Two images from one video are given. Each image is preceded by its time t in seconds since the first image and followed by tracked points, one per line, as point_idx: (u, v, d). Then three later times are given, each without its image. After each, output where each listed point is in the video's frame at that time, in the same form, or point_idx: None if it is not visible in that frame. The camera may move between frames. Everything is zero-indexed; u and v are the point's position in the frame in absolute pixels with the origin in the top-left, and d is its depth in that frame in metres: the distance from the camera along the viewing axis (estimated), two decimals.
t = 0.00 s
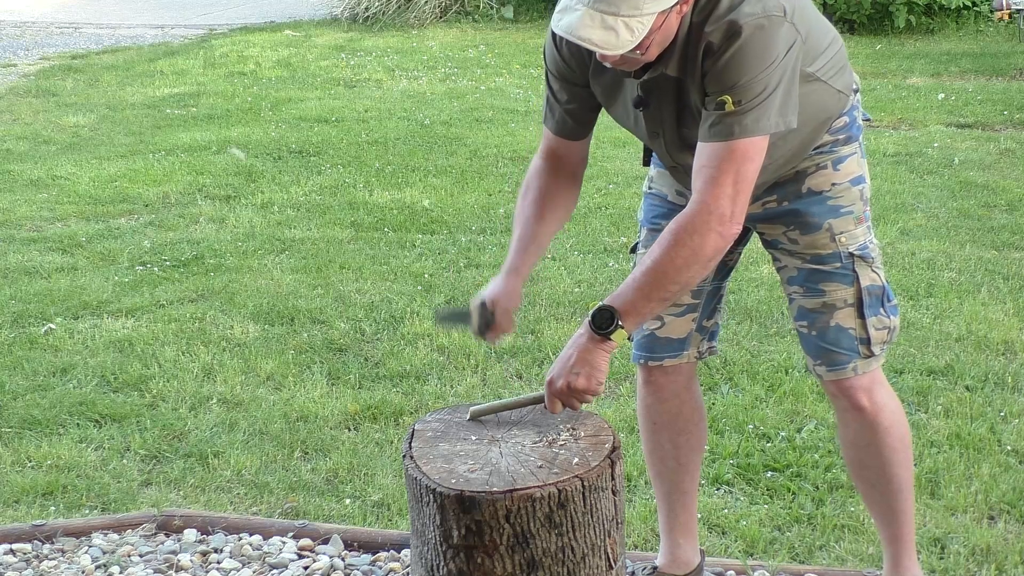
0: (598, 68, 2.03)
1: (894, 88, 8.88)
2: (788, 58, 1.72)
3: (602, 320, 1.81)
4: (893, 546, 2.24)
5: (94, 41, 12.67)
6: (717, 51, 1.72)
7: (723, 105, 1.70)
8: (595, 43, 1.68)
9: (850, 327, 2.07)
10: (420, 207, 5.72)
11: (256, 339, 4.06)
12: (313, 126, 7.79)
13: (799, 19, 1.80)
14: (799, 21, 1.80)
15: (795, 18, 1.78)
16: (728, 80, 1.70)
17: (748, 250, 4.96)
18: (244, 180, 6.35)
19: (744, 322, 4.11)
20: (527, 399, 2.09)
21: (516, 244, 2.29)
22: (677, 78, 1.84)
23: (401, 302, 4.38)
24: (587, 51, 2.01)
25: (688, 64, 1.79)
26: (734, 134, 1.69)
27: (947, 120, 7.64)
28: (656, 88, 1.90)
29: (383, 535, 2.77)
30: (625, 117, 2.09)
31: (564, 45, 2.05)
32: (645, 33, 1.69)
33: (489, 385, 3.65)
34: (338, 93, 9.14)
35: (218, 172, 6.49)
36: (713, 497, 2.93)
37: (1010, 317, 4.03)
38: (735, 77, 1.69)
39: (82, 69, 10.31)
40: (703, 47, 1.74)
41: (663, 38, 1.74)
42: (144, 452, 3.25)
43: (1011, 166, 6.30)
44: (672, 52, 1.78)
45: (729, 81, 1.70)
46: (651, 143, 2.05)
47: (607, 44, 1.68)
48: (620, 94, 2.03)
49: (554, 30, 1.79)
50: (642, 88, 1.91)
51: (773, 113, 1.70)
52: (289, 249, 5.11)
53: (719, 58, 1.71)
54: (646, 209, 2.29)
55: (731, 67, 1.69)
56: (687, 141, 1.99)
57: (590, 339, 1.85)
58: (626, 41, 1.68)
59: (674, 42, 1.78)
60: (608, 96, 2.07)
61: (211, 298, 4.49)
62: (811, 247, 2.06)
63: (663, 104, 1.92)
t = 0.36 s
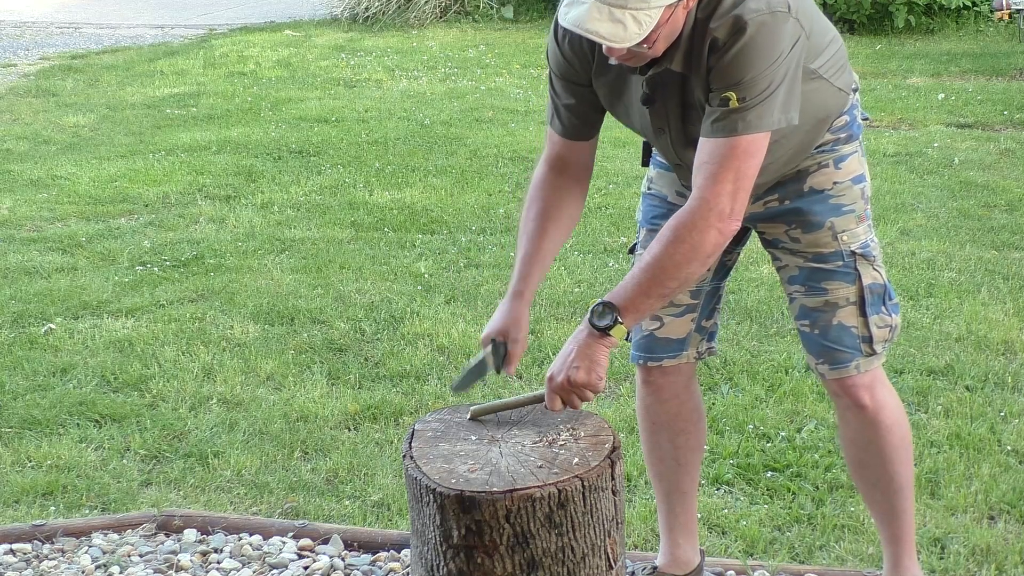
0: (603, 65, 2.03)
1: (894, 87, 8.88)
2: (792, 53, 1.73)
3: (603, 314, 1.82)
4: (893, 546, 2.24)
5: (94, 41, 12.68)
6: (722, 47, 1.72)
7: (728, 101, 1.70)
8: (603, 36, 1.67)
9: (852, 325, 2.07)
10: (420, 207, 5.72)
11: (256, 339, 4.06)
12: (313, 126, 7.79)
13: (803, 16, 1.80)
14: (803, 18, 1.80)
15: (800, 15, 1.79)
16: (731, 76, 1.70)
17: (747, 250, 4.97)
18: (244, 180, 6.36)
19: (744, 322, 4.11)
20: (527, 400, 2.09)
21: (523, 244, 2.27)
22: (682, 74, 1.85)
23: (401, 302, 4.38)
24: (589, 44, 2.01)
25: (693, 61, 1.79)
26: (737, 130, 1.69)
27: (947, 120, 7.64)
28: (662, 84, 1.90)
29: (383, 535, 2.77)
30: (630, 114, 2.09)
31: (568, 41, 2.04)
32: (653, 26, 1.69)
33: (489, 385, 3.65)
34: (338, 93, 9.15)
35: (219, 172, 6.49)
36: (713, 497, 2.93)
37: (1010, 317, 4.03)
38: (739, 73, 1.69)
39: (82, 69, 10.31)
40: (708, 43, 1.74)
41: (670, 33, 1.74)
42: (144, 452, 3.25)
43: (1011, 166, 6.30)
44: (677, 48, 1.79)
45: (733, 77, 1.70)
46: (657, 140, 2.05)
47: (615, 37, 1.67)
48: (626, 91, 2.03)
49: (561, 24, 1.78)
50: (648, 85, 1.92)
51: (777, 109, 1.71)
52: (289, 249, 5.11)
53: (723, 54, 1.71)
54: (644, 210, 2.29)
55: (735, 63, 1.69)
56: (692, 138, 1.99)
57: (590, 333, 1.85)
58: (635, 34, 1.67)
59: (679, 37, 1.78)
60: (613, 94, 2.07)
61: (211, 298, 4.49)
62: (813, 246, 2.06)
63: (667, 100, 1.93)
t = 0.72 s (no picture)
0: (611, 70, 2.03)
1: (894, 87, 8.88)
2: (806, 57, 1.72)
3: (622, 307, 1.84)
4: (895, 545, 2.24)
5: (95, 41, 12.67)
6: (737, 52, 1.71)
7: (744, 106, 1.69)
8: (616, 45, 1.68)
9: (858, 324, 2.07)
10: (420, 207, 5.72)
11: (256, 339, 4.06)
12: (313, 126, 7.79)
13: (814, 17, 1.80)
14: (814, 18, 1.80)
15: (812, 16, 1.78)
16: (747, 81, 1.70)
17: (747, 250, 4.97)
18: (244, 180, 6.35)
19: (744, 322, 4.11)
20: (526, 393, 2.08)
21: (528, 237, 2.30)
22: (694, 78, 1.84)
23: (401, 302, 4.38)
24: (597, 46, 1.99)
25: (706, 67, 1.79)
26: (754, 136, 1.69)
27: (947, 120, 7.64)
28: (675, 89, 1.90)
29: (382, 535, 2.77)
30: (637, 115, 2.08)
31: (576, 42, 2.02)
32: (665, 35, 1.69)
33: (489, 385, 3.65)
34: (338, 93, 9.15)
35: (218, 172, 6.49)
36: (713, 497, 2.93)
37: (1010, 317, 4.03)
38: (756, 78, 1.69)
39: (82, 69, 10.31)
40: (722, 48, 1.74)
41: (681, 39, 1.74)
42: (143, 452, 3.25)
43: (1011, 165, 6.30)
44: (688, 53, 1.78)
45: (751, 82, 1.69)
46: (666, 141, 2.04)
47: (628, 46, 1.67)
48: (634, 93, 2.03)
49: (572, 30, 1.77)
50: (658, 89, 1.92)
51: (794, 112, 1.71)
52: (289, 249, 5.11)
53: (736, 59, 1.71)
54: (650, 210, 2.28)
55: (751, 68, 1.69)
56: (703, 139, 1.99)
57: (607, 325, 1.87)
58: (647, 43, 1.67)
59: (690, 43, 1.77)
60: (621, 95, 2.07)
61: (211, 298, 4.49)
62: (819, 244, 2.06)
63: (677, 105, 1.93)
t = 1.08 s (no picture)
0: (618, 70, 2.03)
1: (894, 87, 8.88)
2: (814, 54, 1.73)
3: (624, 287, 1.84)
4: (896, 545, 2.24)
5: (95, 41, 12.67)
6: (746, 46, 1.71)
7: (752, 100, 1.69)
8: (627, 46, 1.68)
9: (861, 323, 2.07)
10: (420, 207, 5.72)
11: (256, 339, 4.06)
12: (313, 126, 7.79)
13: (822, 16, 1.80)
14: (823, 17, 1.80)
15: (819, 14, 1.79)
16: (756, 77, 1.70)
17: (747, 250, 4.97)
18: (244, 180, 6.35)
19: (744, 322, 4.12)
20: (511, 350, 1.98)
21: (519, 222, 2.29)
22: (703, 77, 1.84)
23: (401, 302, 4.38)
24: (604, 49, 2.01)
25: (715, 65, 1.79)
26: (764, 130, 1.69)
27: (947, 120, 7.64)
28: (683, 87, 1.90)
29: (382, 535, 2.77)
30: (644, 115, 2.09)
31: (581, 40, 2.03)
32: (677, 35, 1.69)
33: (488, 385, 3.65)
34: (338, 93, 9.15)
35: (219, 172, 6.49)
36: (713, 497, 2.93)
37: (1010, 317, 4.03)
38: (765, 72, 1.69)
39: (82, 69, 10.32)
40: (731, 44, 1.73)
41: (691, 40, 1.74)
42: (144, 452, 3.25)
43: (1011, 165, 6.30)
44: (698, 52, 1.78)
45: (760, 78, 1.70)
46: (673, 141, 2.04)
47: (639, 47, 1.68)
48: (641, 93, 2.03)
49: (582, 31, 1.77)
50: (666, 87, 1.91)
51: (802, 109, 1.71)
52: (289, 249, 5.11)
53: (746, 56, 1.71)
54: (653, 210, 2.28)
55: (760, 62, 1.69)
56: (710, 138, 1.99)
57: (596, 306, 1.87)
58: (659, 44, 1.67)
59: (700, 41, 1.77)
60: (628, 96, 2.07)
61: (211, 298, 4.49)
62: (823, 243, 2.06)
63: (686, 104, 1.93)
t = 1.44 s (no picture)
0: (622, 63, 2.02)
1: (893, 87, 8.88)
2: (824, 45, 1.73)
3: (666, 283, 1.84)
4: (895, 544, 2.24)
5: (95, 41, 12.67)
6: (755, 42, 1.70)
7: (772, 98, 1.69)
8: (629, 30, 1.67)
9: (864, 324, 2.07)
10: (420, 207, 5.72)
11: (256, 339, 4.06)
12: (313, 126, 7.79)
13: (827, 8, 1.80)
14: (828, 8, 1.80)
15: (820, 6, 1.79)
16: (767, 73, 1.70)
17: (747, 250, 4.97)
18: (244, 180, 6.35)
19: (744, 322, 4.12)
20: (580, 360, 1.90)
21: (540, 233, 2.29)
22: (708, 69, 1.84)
23: (401, 302, 4.38)
24: (606, 42, 2.01)
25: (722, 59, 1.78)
26: (789, 127, 1.68)
27: (947, 120, 7.64)
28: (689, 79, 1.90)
29: (382, 535, 2.77)
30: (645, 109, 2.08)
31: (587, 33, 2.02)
32: (678, 19, 1.68)
33: (489, 385, 3.65)
34: (338, 93, 9.15)
35: (219, 172, 6.49)
36: (713, 497, 2.93)
37: (1010, 317, 4.03)
38: (780, 67, 1.69)
39: (82, 69, 10.31)
40: (739, 39, 1.72)
41: (693, 27, 1.73)
42: (144, 452, 3.25)
43: (1012, 165, 6.30)
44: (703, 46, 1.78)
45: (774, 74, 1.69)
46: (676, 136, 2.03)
47: (642, 31, 1.67)
48: (642, 88, 2.02)
49: (585, 20, 1.77)
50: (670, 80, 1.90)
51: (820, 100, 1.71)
52: (288, 249, 5.11)
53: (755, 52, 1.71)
54: (651, 212, 2.28)
55: (773, 58, 1.69)
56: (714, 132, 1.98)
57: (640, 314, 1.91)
58: (661, 28, 1.67)
59: (703, 32, 1.76)
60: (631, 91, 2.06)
61: (211, 298, 4.49)
62: (823, 244, 2.05)
63: (689, 96, 1.93)
